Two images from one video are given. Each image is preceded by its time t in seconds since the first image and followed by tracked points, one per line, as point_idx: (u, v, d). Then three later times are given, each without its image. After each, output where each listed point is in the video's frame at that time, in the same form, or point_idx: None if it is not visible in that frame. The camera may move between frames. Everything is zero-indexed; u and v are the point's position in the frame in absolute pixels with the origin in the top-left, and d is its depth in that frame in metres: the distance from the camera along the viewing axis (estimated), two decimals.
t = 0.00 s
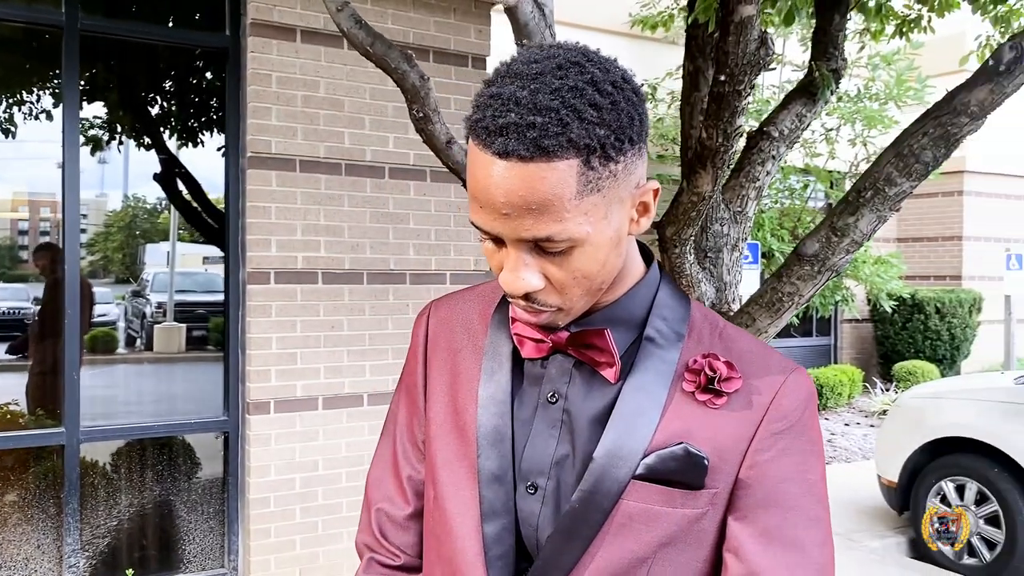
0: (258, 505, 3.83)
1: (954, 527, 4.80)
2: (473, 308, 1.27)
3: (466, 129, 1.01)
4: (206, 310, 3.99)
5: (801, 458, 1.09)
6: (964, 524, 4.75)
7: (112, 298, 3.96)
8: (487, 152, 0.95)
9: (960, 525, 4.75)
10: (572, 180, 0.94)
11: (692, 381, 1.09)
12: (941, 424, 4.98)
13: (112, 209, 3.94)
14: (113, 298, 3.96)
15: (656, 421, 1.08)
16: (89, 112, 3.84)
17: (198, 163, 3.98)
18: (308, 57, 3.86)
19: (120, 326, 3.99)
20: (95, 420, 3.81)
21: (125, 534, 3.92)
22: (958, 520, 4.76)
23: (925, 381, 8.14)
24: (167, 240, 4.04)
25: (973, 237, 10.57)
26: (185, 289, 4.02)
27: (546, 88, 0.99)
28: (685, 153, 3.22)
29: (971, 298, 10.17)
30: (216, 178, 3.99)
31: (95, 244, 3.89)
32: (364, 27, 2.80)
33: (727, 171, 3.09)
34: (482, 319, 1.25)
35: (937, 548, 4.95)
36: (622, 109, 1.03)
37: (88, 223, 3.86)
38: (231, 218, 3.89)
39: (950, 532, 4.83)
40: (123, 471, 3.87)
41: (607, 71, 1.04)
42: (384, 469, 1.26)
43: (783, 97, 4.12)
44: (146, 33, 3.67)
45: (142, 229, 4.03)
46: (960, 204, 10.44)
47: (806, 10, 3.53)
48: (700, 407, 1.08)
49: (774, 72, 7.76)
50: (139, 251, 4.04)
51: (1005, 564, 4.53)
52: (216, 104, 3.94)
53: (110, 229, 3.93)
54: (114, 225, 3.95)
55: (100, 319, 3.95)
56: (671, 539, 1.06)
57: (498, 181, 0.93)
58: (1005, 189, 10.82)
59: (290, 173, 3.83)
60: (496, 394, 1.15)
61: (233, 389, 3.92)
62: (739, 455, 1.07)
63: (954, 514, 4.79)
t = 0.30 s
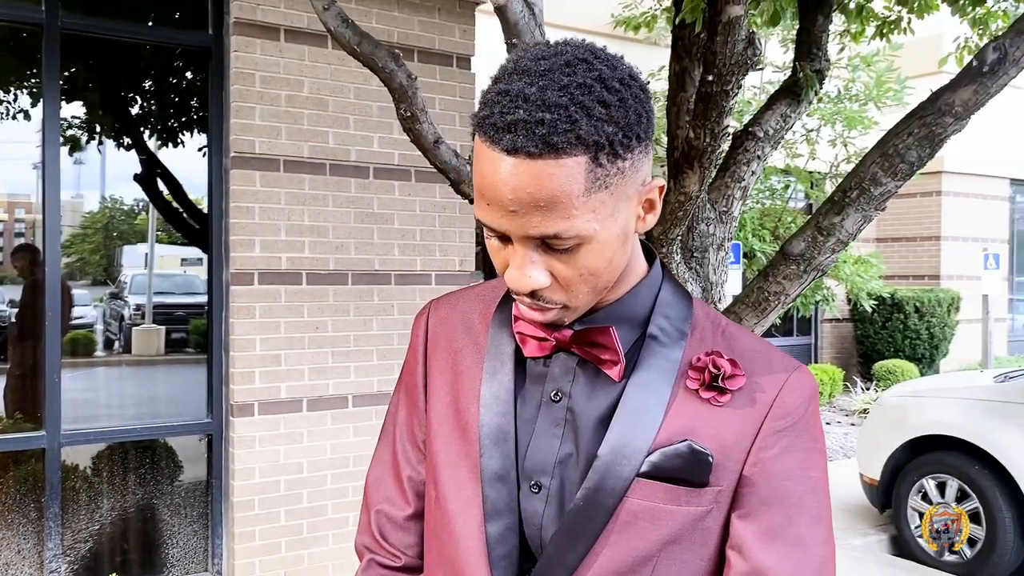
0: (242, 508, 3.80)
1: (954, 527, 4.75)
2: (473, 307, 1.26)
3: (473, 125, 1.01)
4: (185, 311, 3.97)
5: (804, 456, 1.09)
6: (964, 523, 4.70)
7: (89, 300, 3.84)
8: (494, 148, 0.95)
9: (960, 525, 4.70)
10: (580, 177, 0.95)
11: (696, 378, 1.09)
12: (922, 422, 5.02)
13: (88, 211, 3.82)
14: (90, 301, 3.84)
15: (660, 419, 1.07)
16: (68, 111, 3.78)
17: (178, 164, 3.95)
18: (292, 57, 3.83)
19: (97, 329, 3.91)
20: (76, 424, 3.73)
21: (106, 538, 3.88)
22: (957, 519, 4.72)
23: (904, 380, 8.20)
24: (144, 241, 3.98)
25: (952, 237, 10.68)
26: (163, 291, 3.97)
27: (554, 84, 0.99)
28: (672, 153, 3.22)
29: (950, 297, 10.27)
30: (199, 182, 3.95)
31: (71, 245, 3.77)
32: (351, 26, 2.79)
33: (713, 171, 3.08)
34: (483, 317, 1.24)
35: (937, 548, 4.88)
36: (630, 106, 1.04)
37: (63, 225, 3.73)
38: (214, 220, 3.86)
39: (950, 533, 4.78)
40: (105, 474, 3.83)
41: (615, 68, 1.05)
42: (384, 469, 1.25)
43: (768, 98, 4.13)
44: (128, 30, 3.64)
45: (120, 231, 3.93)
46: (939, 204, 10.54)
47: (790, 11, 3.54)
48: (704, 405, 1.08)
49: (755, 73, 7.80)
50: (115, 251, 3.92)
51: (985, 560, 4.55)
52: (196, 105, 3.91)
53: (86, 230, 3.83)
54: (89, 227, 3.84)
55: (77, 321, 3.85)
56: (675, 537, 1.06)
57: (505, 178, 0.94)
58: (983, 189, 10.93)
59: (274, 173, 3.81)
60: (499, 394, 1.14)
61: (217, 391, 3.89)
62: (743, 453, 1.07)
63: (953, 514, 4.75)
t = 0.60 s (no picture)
0: (224, 511, 3.76)
1: (954, 527, 4.74)
2: (474, 304, 1.25)
3: (480, 118, 1.03)
4: (160, 314, 3.88)
5: (809, 452, 1.09)
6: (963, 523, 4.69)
7: (61, 303, 3.72)
8: (502, 140, 0.97)
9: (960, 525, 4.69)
10: (587, 169, 0.96)
11: (701, 373, 1.09)
12: (902, 419, 5.06)
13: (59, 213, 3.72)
14: (62, 303, 3.72)
15: (665, 414, 1.07)
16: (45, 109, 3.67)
17: (156, 164, 3.86)
18: (273, 56, 3.80)
19: (71, 332, 3.76)
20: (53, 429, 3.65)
21: (85, 542, 3.79)
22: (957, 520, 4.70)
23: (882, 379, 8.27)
24: (118, 243, 3.86)
25: (928, 237, 10.78)
26: (138, 294, 3.88)
27: (561, 77, 1.02)
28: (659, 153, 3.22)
29: (926, 296, 10.37)
30: (179, 184, 3.88)
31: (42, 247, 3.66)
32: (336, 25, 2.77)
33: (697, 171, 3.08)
34: (483, 315, 1.23)
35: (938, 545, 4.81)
36: (636, 100, 1.06)
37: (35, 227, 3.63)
38: (194, 220, 3.83)
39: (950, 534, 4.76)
40: (83, 478, 3.73)
41: (622, 61, 1.07)
42: (383, 468, 1.23)
43: (751, 97, 4.14)
44: (106, 29, 3.61)
45: (93, 232, 3.82)
46: (915, 205, 10.64)
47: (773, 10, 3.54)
48: (708, 400, 1.07)
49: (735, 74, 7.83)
50: (88, 253, 3.80)
51: (963, 557, 4.64)
52: (173, 105, 3.84)
53: (57, 232, 3.72)
54: (62, 228, 3.74)
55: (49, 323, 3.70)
56: (681, 533, 1.05)
57: (512, 171, 0.96)
58: (958, 189, 11.04)
59: (255, 173, 3.77)
60: (501, 390, 1.14)
61: (199, 393, 3.85)
62: (748, 448, 1.06)
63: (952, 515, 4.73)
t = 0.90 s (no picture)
0: (206, 514, 3.72)
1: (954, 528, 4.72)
2: (472, 300, 1.25)
3: (487, 107, 1.07)
4: (135, 316, 3.85)
5: (810, 445, 1.09)
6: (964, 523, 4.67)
7: (35, 306, 3.64)
8: (507, 131, 1.01)
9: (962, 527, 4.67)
10: (592, 161, 1.00)
11: (702, 367, 1.09)
12: (883, 417, 5.08)
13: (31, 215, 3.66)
14: (37, 306, 3.65)
15: (667, 408, 1.07)
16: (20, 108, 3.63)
17: (135, 165, 3.82)
18: (254, 54, 3.77)
19: (46, 335, 3.69)
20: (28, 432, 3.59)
21: (64, 547, 3.73)
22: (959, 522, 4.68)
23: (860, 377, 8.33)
24: (94, 244, 3.81)
25: (904, 237, 10.89)
26: (114, 296, 3.83)
27: (567, 67, 1.06)
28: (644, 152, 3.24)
29: (903, 295, 10.47)
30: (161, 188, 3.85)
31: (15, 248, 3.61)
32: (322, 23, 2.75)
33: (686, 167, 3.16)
34: (483, 309, 1.22)
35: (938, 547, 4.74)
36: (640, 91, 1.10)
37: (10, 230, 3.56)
38: (175, 218, 3.78)
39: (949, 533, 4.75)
40: (61, 481, 3.68)
41: (627, 53, 1.12)
42: (381, 465, 1.22)
43: (733, 97, 4.16)
44: (85, 26, 3.57)
45: (68, 234, 3.76)
46: (891, 204, 10.74)
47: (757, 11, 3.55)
48: (710, 394, 1.07)
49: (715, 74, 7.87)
50: (63, 255, 3.74)
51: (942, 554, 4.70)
52: (151, 105, 3.82)
53: (30, 234, 3.67)
54: (35, 231, 3.69)
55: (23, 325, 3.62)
56: (684, 528, 1.05)
57: (518, 160, 0.99)
58: (933, 189, 11.16)
59: (236, 172, 3.74)
60: (502, 385, 1.13)
61: (180, 395, 3.82)
62: (750, 441, 1.06)
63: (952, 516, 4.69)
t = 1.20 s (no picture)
0: (187, 517, 3.69)
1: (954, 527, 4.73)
2: (469, 298, 1.26)
3: (488, 99, 1.12)
4: (112, 319, 3.79)
5: (808, 441, 1.10)
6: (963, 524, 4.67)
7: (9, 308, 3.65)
8: (507, 121, 1.06)
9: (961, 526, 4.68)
10: (593, 151, 1.05)
11: (701, 363, 1.10)
12: (860, 415, 5.10)
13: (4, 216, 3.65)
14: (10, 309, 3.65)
15: (666, 404, 1.08)
16: None
17: (113, 166, 3.77)
18: (235, 53, 3.75)
19: (20, 337, 3.67)
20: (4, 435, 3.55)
21: (43, 552, 3.68)
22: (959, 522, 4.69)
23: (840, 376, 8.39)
24: (70, 246, 3.75)
25: (882, 237, 11.00)
26: (90, 298, 3.77)
27: (568, 59, 1.12)
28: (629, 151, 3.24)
29: (880, 295, 10.56)
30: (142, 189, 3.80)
31: None
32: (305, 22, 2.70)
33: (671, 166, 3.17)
34: (479, 307, 1.24)
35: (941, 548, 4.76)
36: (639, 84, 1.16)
37: None
38: (157, 220, 3.75)
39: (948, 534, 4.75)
40: (39, 485, 3.63)
41: (626, 47, 1.18)
42: (378, 464, 1.24)
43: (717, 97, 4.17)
44: (63, 25, 3.53)
45: (41, 236, 3.71)
46: (868, 205, 10.84)
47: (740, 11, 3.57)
48: (708, 389, 1.09)
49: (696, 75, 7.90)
50: (39, 258, 3.70)
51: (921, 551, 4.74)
52: (129, 105, 3.76)
53: (5, 235, 3.66)
54: (9, 232, 3.67)
55: None
56: (683, 524, 1.06)
57: (518, 151, 1.04)
58: (909, 190, 11.27)
59: (217, 172, 3.71)
60: (499, 383, 1.14)
61: (160, 396, 3.78)
62: (749, 437, 1.07)
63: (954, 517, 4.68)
